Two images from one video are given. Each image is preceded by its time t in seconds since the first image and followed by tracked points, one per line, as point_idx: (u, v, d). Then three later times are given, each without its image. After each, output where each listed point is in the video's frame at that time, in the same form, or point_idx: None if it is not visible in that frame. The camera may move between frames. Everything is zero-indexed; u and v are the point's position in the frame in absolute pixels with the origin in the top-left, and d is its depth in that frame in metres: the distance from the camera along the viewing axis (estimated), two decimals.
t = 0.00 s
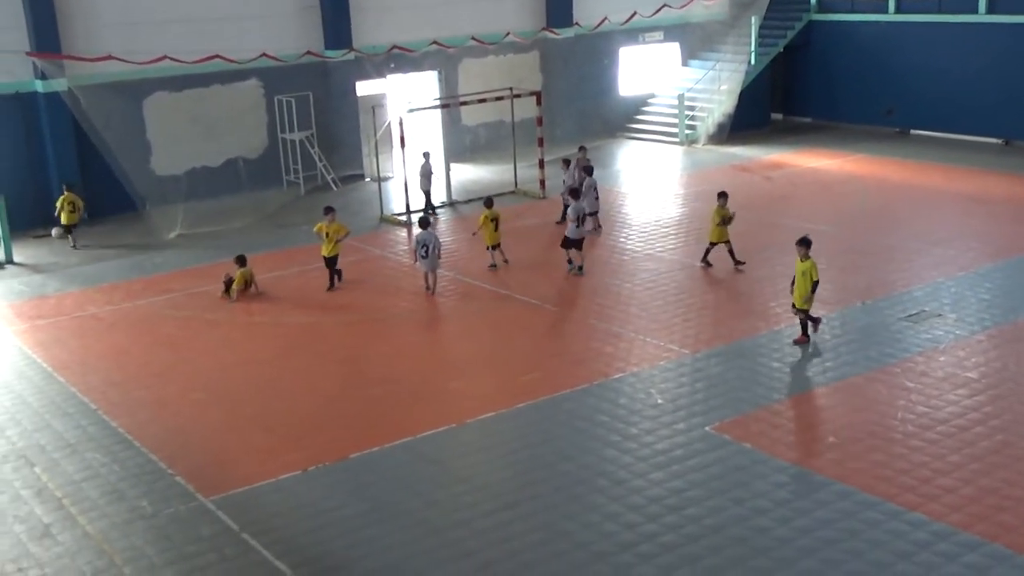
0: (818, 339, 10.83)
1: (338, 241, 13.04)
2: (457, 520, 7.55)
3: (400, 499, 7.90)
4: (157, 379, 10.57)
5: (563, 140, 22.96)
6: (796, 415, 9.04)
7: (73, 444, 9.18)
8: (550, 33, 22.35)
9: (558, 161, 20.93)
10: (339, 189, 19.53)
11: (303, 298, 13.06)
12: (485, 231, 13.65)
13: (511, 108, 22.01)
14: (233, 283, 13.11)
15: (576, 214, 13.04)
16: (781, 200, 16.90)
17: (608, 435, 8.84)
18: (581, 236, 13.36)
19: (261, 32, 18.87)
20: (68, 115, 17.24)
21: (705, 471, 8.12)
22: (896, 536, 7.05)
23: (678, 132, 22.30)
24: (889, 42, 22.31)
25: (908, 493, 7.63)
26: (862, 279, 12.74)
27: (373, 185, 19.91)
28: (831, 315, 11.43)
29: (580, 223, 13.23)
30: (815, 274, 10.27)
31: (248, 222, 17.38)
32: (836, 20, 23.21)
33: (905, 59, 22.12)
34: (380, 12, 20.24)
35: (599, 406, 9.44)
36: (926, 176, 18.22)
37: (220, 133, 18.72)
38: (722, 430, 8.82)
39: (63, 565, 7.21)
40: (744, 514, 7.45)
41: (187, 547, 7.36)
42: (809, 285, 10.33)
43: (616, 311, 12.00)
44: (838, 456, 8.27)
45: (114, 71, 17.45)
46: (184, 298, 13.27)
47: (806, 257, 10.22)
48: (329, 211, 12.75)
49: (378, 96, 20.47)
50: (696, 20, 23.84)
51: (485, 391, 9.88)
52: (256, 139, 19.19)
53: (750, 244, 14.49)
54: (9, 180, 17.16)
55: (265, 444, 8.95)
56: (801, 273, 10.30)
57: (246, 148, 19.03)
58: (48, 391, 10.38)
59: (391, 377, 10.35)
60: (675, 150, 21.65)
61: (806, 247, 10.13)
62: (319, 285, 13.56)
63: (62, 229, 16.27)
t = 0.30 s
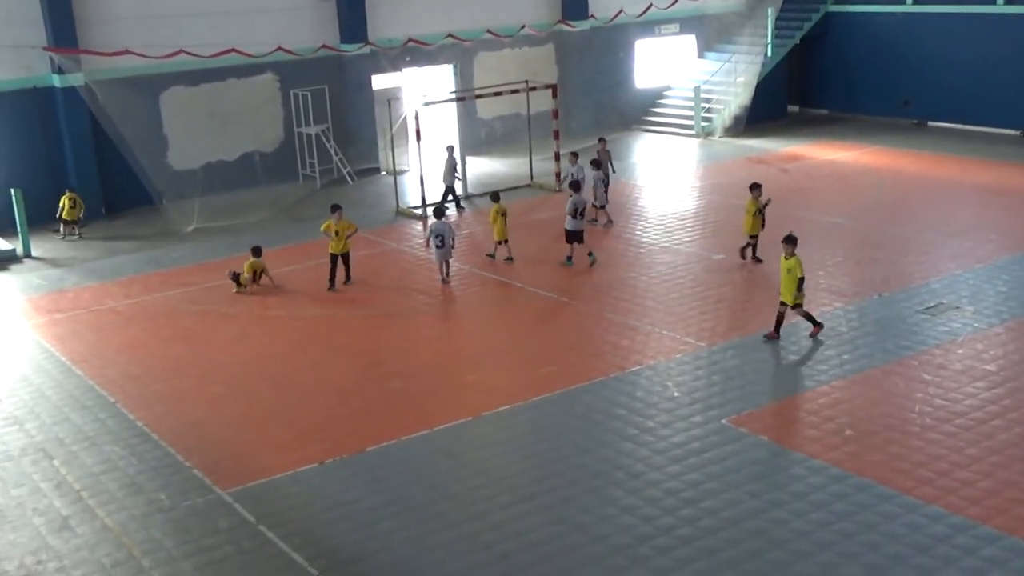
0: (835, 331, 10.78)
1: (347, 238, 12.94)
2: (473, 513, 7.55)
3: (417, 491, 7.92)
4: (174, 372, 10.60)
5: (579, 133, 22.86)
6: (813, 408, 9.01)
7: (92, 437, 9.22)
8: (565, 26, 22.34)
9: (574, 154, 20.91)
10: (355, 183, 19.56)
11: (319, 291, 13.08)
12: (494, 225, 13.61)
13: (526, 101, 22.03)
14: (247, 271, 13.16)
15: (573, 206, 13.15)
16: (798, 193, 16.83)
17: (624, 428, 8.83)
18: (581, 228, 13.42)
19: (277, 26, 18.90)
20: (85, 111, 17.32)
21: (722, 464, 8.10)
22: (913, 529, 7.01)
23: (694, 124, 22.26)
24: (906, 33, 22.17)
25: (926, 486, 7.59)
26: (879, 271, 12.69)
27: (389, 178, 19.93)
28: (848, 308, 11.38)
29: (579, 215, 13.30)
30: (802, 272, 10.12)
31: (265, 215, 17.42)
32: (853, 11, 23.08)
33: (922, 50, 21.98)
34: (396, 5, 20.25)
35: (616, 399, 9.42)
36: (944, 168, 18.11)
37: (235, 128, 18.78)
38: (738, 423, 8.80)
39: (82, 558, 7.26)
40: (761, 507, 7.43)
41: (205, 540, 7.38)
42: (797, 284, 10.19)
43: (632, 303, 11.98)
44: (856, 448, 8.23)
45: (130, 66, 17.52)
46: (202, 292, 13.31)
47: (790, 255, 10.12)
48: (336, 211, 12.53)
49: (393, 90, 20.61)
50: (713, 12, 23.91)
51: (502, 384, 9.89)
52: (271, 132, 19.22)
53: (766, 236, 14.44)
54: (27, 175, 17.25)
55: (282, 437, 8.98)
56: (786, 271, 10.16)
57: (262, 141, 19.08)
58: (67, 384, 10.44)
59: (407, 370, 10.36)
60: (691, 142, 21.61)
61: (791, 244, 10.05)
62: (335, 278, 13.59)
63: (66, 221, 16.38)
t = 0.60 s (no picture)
0: (842, 323, 10.75)
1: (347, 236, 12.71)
2: (480, 506, 7.55)
3: (424, 483, 7.92)
4: (181, 365, 10.62)
5: (587, 124, 22.61)
6: (821, 400, 8.99)
7: (100, 429, 9.24)
8: (573, 17, 22.30)
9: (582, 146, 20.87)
10: (362, 175, 19.55)
11: (326, 283, 13.08)
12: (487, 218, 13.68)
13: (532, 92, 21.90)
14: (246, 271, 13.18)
15: (569, 195, 13.33)
16: (806, 184, 16.77)
17: (631, 420, 8.82)
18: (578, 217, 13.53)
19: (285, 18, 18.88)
20: (93, 103, 17.36)
21: (730, 456, 8.08)
22: (921, 522, 6.99)
23: (702, 116, 22.21)
24: (915, 24, 22.06)
25: (934, 478, 7.56)
26: (888, 264, 12.63)
27: (396, 170, 19.90)
28: (856, 300, 11.34)
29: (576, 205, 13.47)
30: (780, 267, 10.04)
31: (272, 208, 17.43)
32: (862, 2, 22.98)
33: (931, 41, 21.87)
34: None
35: (623, 391, 9.41)
36: (953, 160, 18.04)
37: (243, 118, 18.84)
38: (745, 415, 8.78)
39: (90, 549, 7.28)
40: (769, 499, 7.42)
41: (213, 532, 7.40)
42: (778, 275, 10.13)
43: (639, 296, 11.96)
44: (864, 441, 8.21)
45: (137, 58, 17.53)
46: (209, 284, 13.32)
47: (770, 250, 10.01)
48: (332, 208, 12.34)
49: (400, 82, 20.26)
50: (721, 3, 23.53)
51: (509, 376, 9.88)
52: (279, 124, 19.23)
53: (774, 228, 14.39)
54: (35, 168, 17.29)
55: (289, 429, 8.99)
56: (766, 266, 10.06)
57: (270, 132, 19.09)
58: (74, 377, 10.46)
59: (415, 362, 10.36)
60: (699, 134, 21.55)
61: (769, 240, 9.93)
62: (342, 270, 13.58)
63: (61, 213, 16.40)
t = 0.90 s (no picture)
0: (835, 316, 10.78)
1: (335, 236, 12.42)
2: (473, 499, 7.56)
3: (417, 476, 7.93)
4: (174, 359, 10.60)
5: (579, 117, 22.80)
6: (812, 392, 9.02)
7: (92, 423, 9.23)
8: (565, 10, 22.30)
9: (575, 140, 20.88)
10: (355, 169, 19.52)
11: (318, 277, 13.07)
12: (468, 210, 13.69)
13: (525, 86, 21.88)
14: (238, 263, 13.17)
15: (556, 186, 13.47)
16: (798, 177, 16.80)
17: (624, 413, 8.83)
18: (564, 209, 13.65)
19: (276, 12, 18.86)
20: (84, 97, 17.30)
21: (722, 449, 8.10)
22: (913, 514, 7.02)
23: (694, 110, 22.21)
24: (907, 16, 22.09)
25: (925, 471, 7.60)
26: (879, 256, 12.67)
27: (388, 164, 19.88)
28: (848, 294, 11.37)
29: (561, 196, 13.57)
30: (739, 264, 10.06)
31: (265, 202, 17.39)
32: None
33: (922, 34, 21.90)
34: None
35: (616, 384, 9.43)
36: (945, 153, 18.08)
37: (235, 112, 18.72)
38: (737, 408, 8.80)
39: (83, 543, 7.27)
40: (761, 492, 7.44)
41: (205, 525, 7.40)
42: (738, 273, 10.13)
43: (632, 289, 11.97)
44: (855, 433, 8.24)
45: (129, 51, 17.45)
46: (201, 278, 13.30)
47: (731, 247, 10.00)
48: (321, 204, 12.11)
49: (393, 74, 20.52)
50: None
51: (502, 370, 9.89)
52: (270, 118, 19.16)
53: (766, 221, 14.43)
54: (27, 162, 17.23)
55: (282, 423, 8.98)
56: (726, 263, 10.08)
57: (260, 126, 18.98)
58: (66, 371, 10.44)
59: (407, 356, 10.36)
60: (691, 127, 21.57)
61: (729, 239, 9.91)
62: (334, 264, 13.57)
63: (48, 205, 16.39)
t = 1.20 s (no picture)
0: (829, 310, 10.79)
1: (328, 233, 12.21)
2: (467, 491, 7.57)
3: (411, 469, 7.94)
4: (168, 351, 10.59)
5: (575, 110, 22.75)
6: (806, 385, 9.03)
7: (85, 415, 9.22)
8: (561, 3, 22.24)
9: (569, 133, 20.86)
10: (349, 161, 19.50)
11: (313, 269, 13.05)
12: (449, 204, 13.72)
13: (520, 79, 21.84)
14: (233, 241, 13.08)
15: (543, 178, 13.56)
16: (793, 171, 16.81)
17: (618, 406, 8.84)
18: (552, 200, 13.78)
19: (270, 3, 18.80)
20: (77, 88, 17.25)
21: (716, 442, 8.11)
22: (906, 507, 7.04)
23: (689, 102, 22.18)
24: (901, 10, 22.09)
25: (919, 463, 7.62)
26: (874, 250, 12.68)
27: (383, 156, 19.85)
28: (842, 287, 11.38)
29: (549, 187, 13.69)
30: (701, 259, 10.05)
31: (259, 194, 17.36)
32: None
33: (917, 27, 21.90)
34: None
35: (610, 376, 9.44)
36: (939, 146, 18.10)
37: (229, 103, 18.66)
38: (731, 401, 8.82)
39: (76, 535, 7.27)
40: (755, 484, 7.46)
41: (199, 517, 7.40)
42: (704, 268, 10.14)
43: (626, 282, 11.98)
44: (848, 426, 8.25)
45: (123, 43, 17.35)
46: (195, 270, 13.28)
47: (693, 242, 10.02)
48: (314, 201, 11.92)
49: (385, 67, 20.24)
50: None
51: (496, 362, 9.89)
52: (264, 110, 19.09)
53: (760, 214, 14.44)
54: (20, 153, 17.18)
55: (276, 415, 8.98)
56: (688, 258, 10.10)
57: (254, 118, 18.94)
58: (59, 363, 10.42)
59: (401, 347, 10.36)
60: (686, 120, 21.56)
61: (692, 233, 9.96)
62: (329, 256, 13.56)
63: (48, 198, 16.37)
